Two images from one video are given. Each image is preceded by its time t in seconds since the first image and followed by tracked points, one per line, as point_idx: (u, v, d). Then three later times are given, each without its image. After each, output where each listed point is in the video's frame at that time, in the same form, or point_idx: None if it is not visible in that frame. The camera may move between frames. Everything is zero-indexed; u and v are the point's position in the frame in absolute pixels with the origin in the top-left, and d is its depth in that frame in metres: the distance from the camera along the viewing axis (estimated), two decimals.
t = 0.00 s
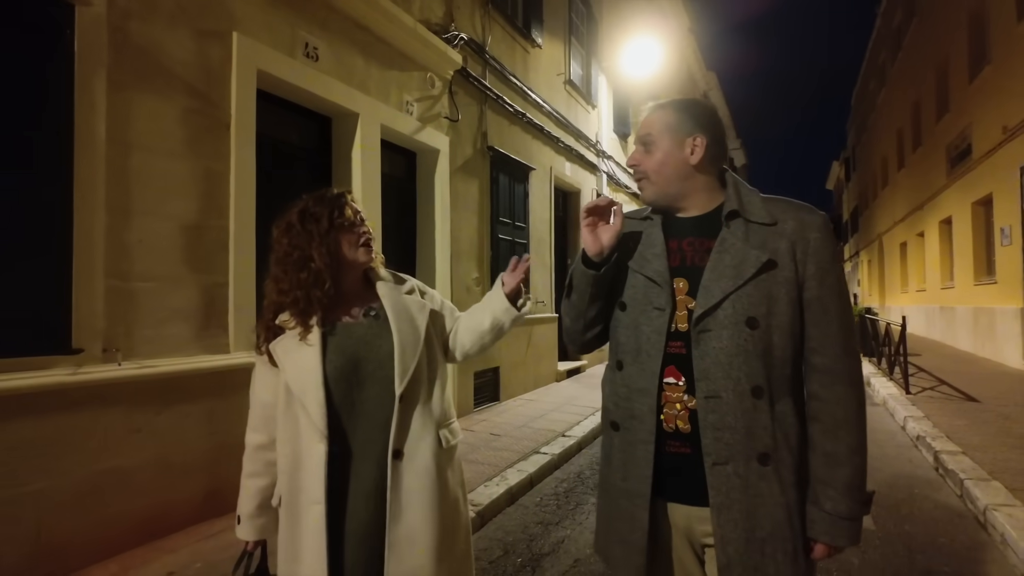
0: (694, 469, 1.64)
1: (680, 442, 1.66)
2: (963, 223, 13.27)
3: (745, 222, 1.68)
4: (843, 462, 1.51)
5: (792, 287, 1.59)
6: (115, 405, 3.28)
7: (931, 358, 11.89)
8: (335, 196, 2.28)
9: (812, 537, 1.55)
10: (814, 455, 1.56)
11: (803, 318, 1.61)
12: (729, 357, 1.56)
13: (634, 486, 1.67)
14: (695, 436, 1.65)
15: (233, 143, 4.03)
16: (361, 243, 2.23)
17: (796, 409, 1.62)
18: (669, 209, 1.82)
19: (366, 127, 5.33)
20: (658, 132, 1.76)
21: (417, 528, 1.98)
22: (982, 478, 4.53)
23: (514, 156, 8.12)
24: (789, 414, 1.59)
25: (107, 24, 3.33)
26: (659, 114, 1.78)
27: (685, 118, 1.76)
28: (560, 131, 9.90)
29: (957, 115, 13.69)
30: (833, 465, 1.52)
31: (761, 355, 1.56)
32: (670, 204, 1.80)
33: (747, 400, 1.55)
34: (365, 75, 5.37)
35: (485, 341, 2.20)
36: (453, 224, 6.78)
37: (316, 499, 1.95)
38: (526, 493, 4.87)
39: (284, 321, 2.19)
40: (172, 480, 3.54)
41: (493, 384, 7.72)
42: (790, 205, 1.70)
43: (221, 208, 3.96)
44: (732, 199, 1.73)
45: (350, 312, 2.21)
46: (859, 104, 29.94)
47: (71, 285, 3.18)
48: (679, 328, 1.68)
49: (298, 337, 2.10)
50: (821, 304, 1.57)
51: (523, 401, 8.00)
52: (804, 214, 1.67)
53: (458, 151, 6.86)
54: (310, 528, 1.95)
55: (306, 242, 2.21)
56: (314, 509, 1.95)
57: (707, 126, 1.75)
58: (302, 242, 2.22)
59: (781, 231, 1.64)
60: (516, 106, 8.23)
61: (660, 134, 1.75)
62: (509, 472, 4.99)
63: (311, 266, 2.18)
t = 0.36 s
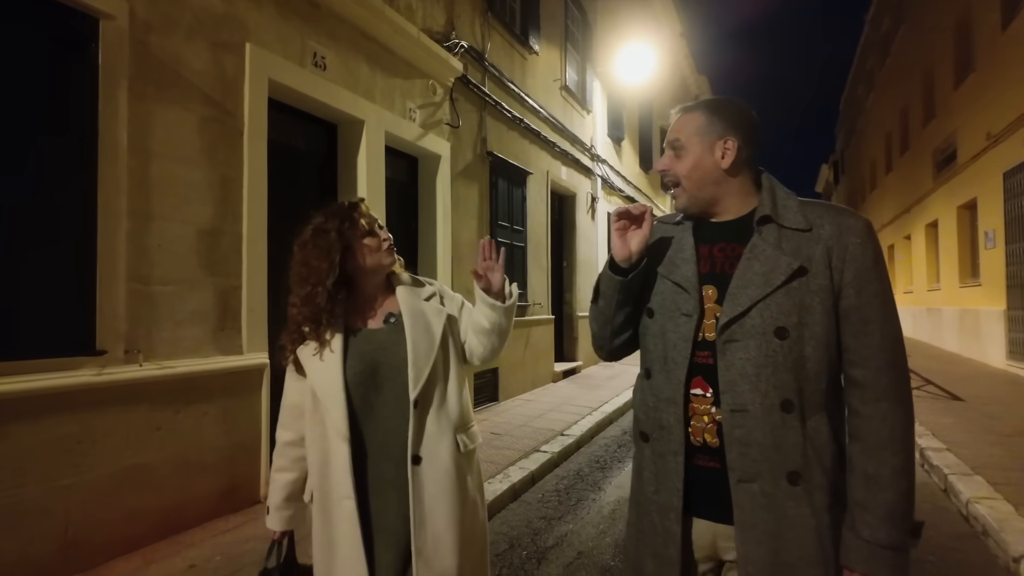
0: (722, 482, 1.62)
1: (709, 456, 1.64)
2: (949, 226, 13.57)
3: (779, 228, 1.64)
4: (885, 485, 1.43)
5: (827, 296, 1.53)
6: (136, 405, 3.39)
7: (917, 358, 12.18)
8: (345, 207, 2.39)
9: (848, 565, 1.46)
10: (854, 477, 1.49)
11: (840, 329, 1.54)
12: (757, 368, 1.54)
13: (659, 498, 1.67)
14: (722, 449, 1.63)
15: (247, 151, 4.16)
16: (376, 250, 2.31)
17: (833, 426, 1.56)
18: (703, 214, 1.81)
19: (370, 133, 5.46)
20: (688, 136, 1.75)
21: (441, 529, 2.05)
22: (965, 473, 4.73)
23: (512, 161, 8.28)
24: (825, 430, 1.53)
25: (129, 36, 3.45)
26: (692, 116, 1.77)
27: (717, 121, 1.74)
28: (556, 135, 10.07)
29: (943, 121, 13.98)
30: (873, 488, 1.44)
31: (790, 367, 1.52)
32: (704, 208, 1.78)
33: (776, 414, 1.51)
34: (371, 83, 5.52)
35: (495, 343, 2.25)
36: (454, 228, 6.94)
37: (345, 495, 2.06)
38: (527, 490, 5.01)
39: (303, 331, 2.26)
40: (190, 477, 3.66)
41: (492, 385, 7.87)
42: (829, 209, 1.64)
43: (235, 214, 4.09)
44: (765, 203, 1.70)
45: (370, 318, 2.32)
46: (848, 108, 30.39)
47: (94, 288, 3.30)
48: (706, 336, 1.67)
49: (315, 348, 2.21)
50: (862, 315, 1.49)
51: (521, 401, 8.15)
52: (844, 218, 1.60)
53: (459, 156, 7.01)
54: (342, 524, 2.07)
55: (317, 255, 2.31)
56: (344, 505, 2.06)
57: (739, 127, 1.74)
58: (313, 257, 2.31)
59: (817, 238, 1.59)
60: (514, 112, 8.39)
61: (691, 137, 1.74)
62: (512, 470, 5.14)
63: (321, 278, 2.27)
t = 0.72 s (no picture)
0: (724, 481, 1.64)
1: (710, 453, 1.66)
2: (933, 228, 13.86)
3: (781, 228, 1.66)
4: (885, 482, 1.45)
5: (829, 296, 1.54)
6: (147, 403, 3.50)
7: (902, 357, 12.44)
8: (385, 210, 2.55)
9: (847, 563, 1.47)
10: (853, 474, 1.50)
11: (841, 329, 1.55)
12: (764, 370, 1.54)
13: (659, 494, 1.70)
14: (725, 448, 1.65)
15: (252, 155, 4.27)
16: (415, 255, 2.46)
17: (833, 424, 1.58)
18: (708, 214, 1.84)
19: (370, 137, 5.58)
20: (690, 137, 1.77)
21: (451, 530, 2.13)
22: (944, 466, 4.92)
23: (507, 165, 8.42)
24: (829, 428, 1.55)
25: (140, 45, 3.56)
26: (694, 116, 1.79)
27: (719, 120, 1.76)
28: (549, 138, 10.22)
29: (926, 125, 14.27)
30: (873, 485, 1.46)
31: (797, 367, 1.53)
32: (707, 209, 1.82)
33: (786, 415, 1.51)
34: (370, 88, 5.65)
35: (522, 357, 2.41)
36: (450, 229, 7.06)
37: (358, 497, 2.12)
38: (523, 485, 5.14)
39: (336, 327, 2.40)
40: (198, 473, 3.77)
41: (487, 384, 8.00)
42: (829, 208, 1.66)
43: (240, 217, 4.20)
44: (766, 205, 1.71)
45: (400, 320, 2.46)
46: (835, 112, 30.83)
47: (107, 289, 3.41)
48: (709, 337, 1.69)
49: (345, 342, 2.32)
50: (863, 314, 1.51)
51: (516, 400, 8.28)
52: (845, 217, 1.62)
53: (455, 159, 7.14)
54: (355, 522, 2.12)
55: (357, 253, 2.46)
56: (357, 506, 2.12)
57: (738, 127, 1.75)
58: (353, 254, 2.46)
59: (819, 237, 1.59)
60: (508, 116, 8.53)
61: (694, 139, 1.76)
62: (508, 466, 5.28)
63: (358, 276, 2.41)
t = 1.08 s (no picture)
0: (697, 477, 1.73)
1: (688, 453, 1.74)
2: (920, 230, 14.12)
3: (750, 232, 1.78)
4: (844, 471, 1.59)
5: (799, 298, 1.68)
6: (157, 398, 3.63)
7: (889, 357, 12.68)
8: (410, 209, 2.70)
9: (810, 542, 1.62)
10: (817, 465, 1.64)
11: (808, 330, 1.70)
12: (734, 367, 1.65)
13: (639, 495, 1.74)
14: (701, 446, 1.72)
15: (256, 159, 4.42)
16: (436, 251, 2.59)
17: (799, 419, 1.70)
18: (677, 216, 1.92)
19: (369, 142, 5.74)
20: (665, 139, 1.84)
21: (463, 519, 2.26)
22: (923, 459, 5.12)
23: (502, 168, 8.59)
24: (793, 422, 1.67)
25: (151, 55, 3.70)
26: (670, 119, 1.86)
27: (692, 125, 1.85)
28: (543, 141, 10.38)
29: (913, 129, 14.55)
30: (833, 474, 1.60)
31: (766, 364, 1.64)
32: (678, 211, 1.90)
33: (754, 410, 1.62)
34: (369, 94, 5.80)
35: (542, 367, 2.48)
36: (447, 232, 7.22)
37: (381, 482, 2.26)
38: (519, 480, 5.30)
39: (360, 317, 2.51)
40: (206, 467, 3.90)
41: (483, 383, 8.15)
42: (795, 214, 1.80)
43: (245, 220, 4.35)
44: (735, 209, 1.83)
45: (421, 316, 2.59)
46: (825, 115, 31.17)
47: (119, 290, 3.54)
48: (684, 336, 1.77)
49: (370, 332, 2.44)
50: (828, 314, 1.66)
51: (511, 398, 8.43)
52: (808, 225, 1.77)
53: (451, 162, 7.30)
54: (376, 507, 2.25)
55: (384, 249, 2.61)
56: (379, 492, 2.26)
57: (710, 130, 1.85)
58: (380, 250, 2.62)
59: (787, 240, 1.74)
60: (503, 120, 8.70)
61: (669, 141, 1.83)
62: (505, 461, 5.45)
63: (385, 271, 2.56)
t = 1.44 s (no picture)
0: (677, 461, 1.79)
1: (666, 437, 1.79)
2: (907, 232, 14.41)
3: (719, 222, 1.87)
4: (811, 446, 1.72)
5: (765, 283, 1.81)
6: (170, 394, 3.77)
7: (877, 356, 12.96)
8: (414, 210, 2.79)
9: (781, 519, 1.73)
10: (785, 442, 1.76)
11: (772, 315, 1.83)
12: (714, 348, 1.73)
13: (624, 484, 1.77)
14: (680, 429, 1.78)
15: (263, 163, 4.57)
16: (437, 249, 2.69)
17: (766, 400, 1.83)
18: (645, 210, 1.96)
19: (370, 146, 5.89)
20: (640, 134, 1.87)
21: (470, 504, 2.44)
22: (904, 453, 5.34)
23: (498, 170, 8.75)
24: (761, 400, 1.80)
25: (164, 63, 3.84)
26: (644, 115, 1.90)
27: (666, 122, 1.90)
28: (539, 144, 10.56)
29: (900, 133, 14.85)
30: (802, 450, 1.73)
31: (740, 345, 1.75)
32: (648, 206, 1.94)
33: (732, 388, 1.72)
34: (370, 99, 5.96)
35: (517, 369, 2.63)
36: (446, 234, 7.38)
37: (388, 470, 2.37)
38: (517, 474, 5.48)
39: (372, 311, 2.61)
40: (215, 460, 4.05)
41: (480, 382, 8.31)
42: (758, 208, 1.92)
43: (253, 221, 4.50)
44: (704, 201, 1.92)
45: (427, 310, 2.70)
46: (816, 118, 31.55)
47: (134, 290, 3.68)
48: (663, 322, 1.83)
49: (382, 325, 2.55)
50: (791, 300, 1.80)
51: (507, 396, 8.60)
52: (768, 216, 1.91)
53: (449, 165, 7.47)
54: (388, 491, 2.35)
55: (390, 248, 2.72)
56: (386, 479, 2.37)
57: (682, 130, 1.91)
58: (387, 248, 2.72)
59: (753, 230, 1.85)
60: (500, 123, 8.87)
61: (642, 136, 1.87)
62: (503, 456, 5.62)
63: (392, 269, 2.66)
